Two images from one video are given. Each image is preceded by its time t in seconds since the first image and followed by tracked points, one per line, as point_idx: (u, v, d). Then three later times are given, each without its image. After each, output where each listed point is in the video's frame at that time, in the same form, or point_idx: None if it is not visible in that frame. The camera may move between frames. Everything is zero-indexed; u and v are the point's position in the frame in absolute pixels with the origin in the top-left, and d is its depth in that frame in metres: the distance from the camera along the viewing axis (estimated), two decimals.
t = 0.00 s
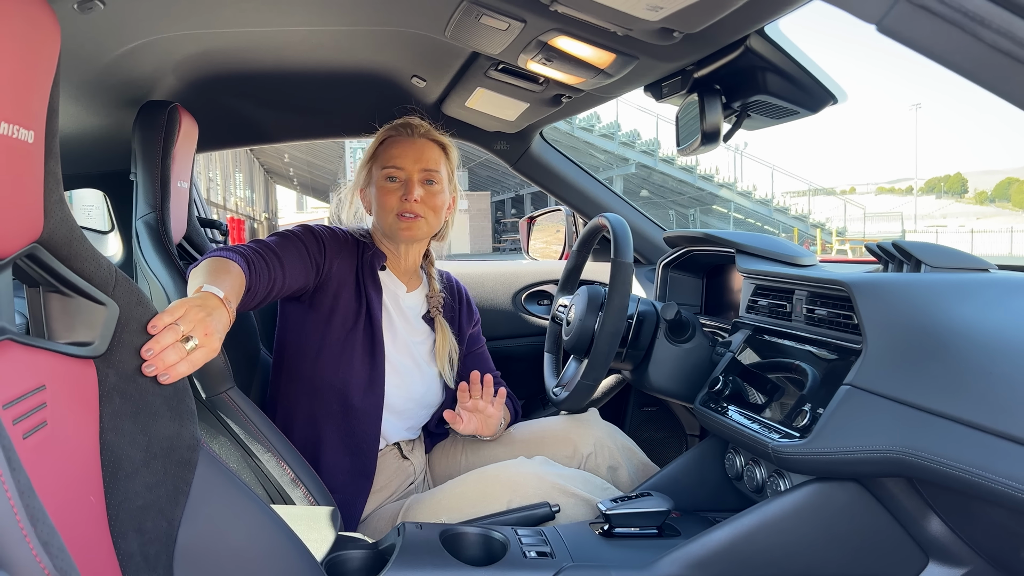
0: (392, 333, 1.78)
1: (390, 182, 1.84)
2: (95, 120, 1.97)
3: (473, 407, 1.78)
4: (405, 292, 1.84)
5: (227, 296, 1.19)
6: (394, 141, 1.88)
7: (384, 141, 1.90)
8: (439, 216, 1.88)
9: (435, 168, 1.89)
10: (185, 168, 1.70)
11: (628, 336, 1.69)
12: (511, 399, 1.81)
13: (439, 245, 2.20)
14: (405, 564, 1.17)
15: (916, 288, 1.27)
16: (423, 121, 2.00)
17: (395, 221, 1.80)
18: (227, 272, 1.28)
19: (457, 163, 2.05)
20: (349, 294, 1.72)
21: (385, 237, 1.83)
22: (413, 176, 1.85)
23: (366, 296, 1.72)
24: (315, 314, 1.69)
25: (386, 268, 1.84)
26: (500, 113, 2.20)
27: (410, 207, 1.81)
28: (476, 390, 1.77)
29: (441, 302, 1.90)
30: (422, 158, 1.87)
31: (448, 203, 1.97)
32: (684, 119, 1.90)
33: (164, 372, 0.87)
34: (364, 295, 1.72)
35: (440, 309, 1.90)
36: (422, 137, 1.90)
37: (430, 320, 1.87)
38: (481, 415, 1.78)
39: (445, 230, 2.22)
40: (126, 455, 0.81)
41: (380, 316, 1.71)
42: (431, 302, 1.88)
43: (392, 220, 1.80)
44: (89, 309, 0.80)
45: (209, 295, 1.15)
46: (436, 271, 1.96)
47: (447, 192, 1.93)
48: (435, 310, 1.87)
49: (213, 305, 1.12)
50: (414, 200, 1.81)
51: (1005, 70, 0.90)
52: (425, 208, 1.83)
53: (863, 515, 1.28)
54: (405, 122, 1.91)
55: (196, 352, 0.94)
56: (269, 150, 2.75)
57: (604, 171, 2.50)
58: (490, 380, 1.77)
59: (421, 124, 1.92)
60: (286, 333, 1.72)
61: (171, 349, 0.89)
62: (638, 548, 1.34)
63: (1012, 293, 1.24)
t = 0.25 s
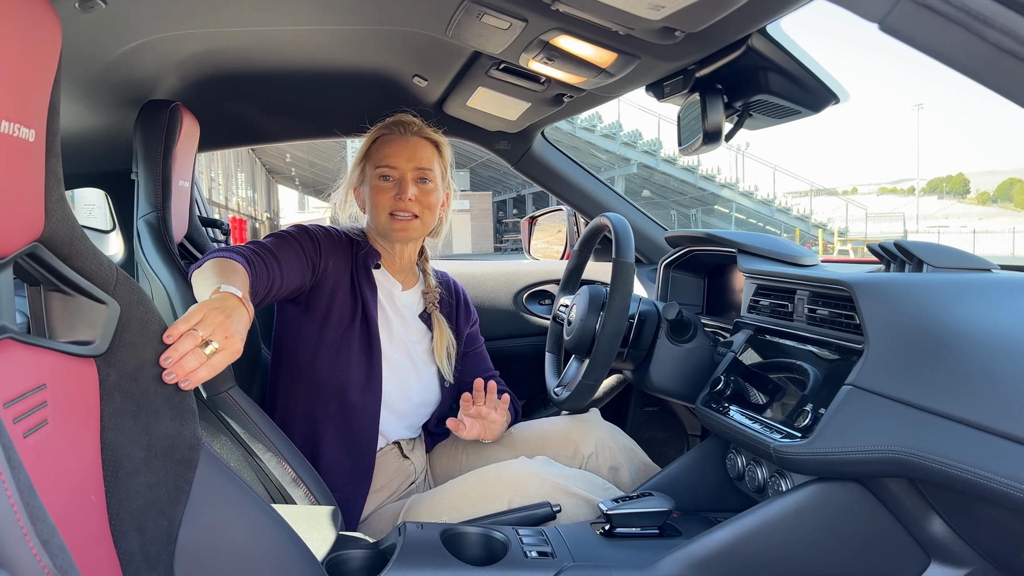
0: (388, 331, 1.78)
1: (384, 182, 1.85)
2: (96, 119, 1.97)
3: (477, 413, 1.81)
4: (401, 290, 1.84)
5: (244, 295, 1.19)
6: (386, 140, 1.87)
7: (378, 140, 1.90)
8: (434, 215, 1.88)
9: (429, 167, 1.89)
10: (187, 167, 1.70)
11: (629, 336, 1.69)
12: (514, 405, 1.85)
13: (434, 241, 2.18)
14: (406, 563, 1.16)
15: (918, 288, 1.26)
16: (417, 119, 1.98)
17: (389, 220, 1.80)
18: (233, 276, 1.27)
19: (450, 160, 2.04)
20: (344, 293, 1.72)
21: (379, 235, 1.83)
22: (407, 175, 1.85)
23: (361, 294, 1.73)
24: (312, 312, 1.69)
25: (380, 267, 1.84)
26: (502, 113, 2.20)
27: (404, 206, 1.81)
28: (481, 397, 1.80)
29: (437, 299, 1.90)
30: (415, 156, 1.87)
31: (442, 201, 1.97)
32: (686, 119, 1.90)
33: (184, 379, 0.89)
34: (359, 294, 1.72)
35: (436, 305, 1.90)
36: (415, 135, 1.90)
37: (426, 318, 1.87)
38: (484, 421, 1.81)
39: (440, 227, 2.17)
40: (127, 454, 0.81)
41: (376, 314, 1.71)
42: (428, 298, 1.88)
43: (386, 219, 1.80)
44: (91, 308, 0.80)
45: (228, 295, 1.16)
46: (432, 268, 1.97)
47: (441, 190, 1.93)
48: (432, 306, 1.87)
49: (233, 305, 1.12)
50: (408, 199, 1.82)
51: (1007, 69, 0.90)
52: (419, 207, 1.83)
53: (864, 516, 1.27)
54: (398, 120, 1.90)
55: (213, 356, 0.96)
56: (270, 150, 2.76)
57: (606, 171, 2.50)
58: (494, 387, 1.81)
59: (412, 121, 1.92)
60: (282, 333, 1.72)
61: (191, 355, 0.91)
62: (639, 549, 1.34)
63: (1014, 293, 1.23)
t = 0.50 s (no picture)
0: (387, 331, 1.78)
1: (381, 191, 1.84)
2: (97, 119, 1.97)
3: (469, 416, 1.76)
4: (399, 289, 1.85)
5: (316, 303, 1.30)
6: (386, 147, 1.86)
7: (376, 144, 1.88)
8: (431, 223, 1.89)
9: (427, 176, 1.88)
10: (187, 167, 1.70)
11: (630, 337, 1.69)
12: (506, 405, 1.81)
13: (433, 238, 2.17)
14: (407, 564, 1.16)
15: (919, 288, 1.26)
16: (418, 118, 1.96)
17: (386, 228, 1.80)
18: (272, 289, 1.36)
19: (450, 163, 2.03)
20: (341, 293, 1.74)
21: (377, 241, 1.84)
22: (405, 184, 1.84)
23: (358, 294, 1.74)
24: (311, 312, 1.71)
25: (379, 268, 1.85)
26: (503, 113, 2.20)
27: (402, 216, 1.81)
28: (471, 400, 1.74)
29: (437, 291, 1.92)
30: (414, 165, 1.86)
31: (440, 206, 1.97)
32: (688, 119, 1.90)
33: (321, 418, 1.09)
34: (357, 293, 1.74)
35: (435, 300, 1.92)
36: (414, 141, 1.88)
37: (425, 319, 1.88)
38: (477, 423, 1.76)
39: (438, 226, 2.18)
40: (127, 454, 0.81)
41: (373, 313, 1.72)
42: (428, 294, 1.90)
43: (383, 227, 1.81)
44: (91, 308, 0.80)
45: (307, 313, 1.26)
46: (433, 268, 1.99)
47: (439, 196, 1.93)
48: (432, 303, 1.89)
49: (318, 323, 1.22)
50: (406, 209, 1.82)
51: (1010, 70, 0.90)
52: (416, 216, 1.84)
53: (866, 517, 1.27)
54: (398, 124, 1.88)
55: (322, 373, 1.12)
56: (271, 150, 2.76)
57: (607, 172, 2.50)
58: (484, 388, 1.76)
59: (414, 122, 1.91)
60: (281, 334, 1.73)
61: (315, 395, 1.10)
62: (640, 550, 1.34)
63: (1017, 294, 1.23)
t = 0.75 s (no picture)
0: (388, 332, 1.78)
1: (383, 195, 1.84)
2: (98, 119, 1.97)
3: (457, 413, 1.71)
4: (400, 291, 1.85)
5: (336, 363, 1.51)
6: (389, 151, 1.85)
7: (381, 148, 1.87)
8: (432, 228, 1.88)
9: (429, 182, 1.86)
10: (188, 166, 1.70)
11: (631, 338, 1.69)
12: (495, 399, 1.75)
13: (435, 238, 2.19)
14: (407, 564, 1.16)
15: (920, 289, 1.26)
16: (422, 120, 1.96)
17: (387, 233, 1.80)
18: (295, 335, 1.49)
19: (453, 166, 2.02)
20: (343, 295, 1.74)
21: (379, 243, 1.84)
22: (406, 190, 1.83)
23: (359, 295, 1.74)
24: (312, 313, 1.72)
25: (380, 268, 1.84)
26: (504, 113, 2.20)
27: (402, 222, 1.81)
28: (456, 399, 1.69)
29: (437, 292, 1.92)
30: (416, 171, 1.85)
31: (442, 210, 1.96)
32: (688, 119, 1.89)
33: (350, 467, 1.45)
34: (358, 294, 1.74)
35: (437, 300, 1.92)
36: (417, 146, 1.87)
37: (426, 321, 1.88)
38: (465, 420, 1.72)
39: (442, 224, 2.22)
40: (127, 454, 0.81)
41: (374, 315, 1.72)
42: (429, 294, 1.90)
43: (384, 232, 1.81)
44: (92, 308, 0.79)
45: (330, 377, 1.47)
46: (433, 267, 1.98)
47: (441, 202, 1.92)
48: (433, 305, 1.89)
49: (338, 390, 1.46)
50: (406, 215, 1.81)
51: (1012, 69, 0.90)
52: (417, 221, 1.83)
53: (867, 518, 1.27)
54: (401, 129, 1.87)
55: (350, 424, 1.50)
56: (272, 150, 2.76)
57: (608, 172, 2.50)
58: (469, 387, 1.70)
59: (416, 126, 1.91)
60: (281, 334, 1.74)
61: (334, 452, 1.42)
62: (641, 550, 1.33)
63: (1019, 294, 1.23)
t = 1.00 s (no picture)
0: (392, 332, 1.78)
1: (392, 190, 1.84)
2: (98, 118, 1.97)
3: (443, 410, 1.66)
4: (406, 292, 1.85)
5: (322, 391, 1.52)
6: (399, 147, 1.86)
7: (390, 144, 1.88)
8: (440, 225, 1.88)
9: (439, 178, 1.87)
10: (189, 166, 1.70)
11: (632, 337, 1.69)
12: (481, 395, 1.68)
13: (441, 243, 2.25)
14: (408, 564, 1.16)
15: (923, 288, 1.25)
16: (429, 121, 1.96)
17: (396, 229, 1.81)
18: (288, 361, 1.49)
19: (462, 166, 2.02)
20: (349, 295, 1.74)
21: (387, 240, 1.84)
22: (416, 185, 1.84)
23: (365, 295, 1.74)
24: (317, 312, 1.72)
25: (386, 268, 1.84)
26: (505, 112, 2.20)
27: (411, 217, 1.81)
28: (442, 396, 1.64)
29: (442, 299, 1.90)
30: (426, 166, 1.86)
31: (451, 208, 1.97)
32: (689, 119, 1.89)
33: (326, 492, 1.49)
34: (364, 295, 1.74)
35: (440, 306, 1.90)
36: (427, 143, 1.88)
37: (430, 321, 1.88)
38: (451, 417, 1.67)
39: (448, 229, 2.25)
40: (128, 453, 0.81)
41: (380, 317, 1.73)
42: (432, 298, 1.88)
43: (394, 228, 1.81)
44: (93, 307, 0.79)
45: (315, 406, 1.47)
46: (439, 272, 1.97)
47: (450, 199, 1.92)
48: (434, 307, 1.87)
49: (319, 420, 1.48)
50: (416, 210, 1.81)
51: (1015, 67, 0.90)
52: (426, 218, 1.83)
53: (868, 517, 1.27)
54: (411, 126, 1.89)
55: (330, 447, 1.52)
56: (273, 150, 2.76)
57: (609, 172, 2.50)
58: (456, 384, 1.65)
59: (425, 128, 1.90)
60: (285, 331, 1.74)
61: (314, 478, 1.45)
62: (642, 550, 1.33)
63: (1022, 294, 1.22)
